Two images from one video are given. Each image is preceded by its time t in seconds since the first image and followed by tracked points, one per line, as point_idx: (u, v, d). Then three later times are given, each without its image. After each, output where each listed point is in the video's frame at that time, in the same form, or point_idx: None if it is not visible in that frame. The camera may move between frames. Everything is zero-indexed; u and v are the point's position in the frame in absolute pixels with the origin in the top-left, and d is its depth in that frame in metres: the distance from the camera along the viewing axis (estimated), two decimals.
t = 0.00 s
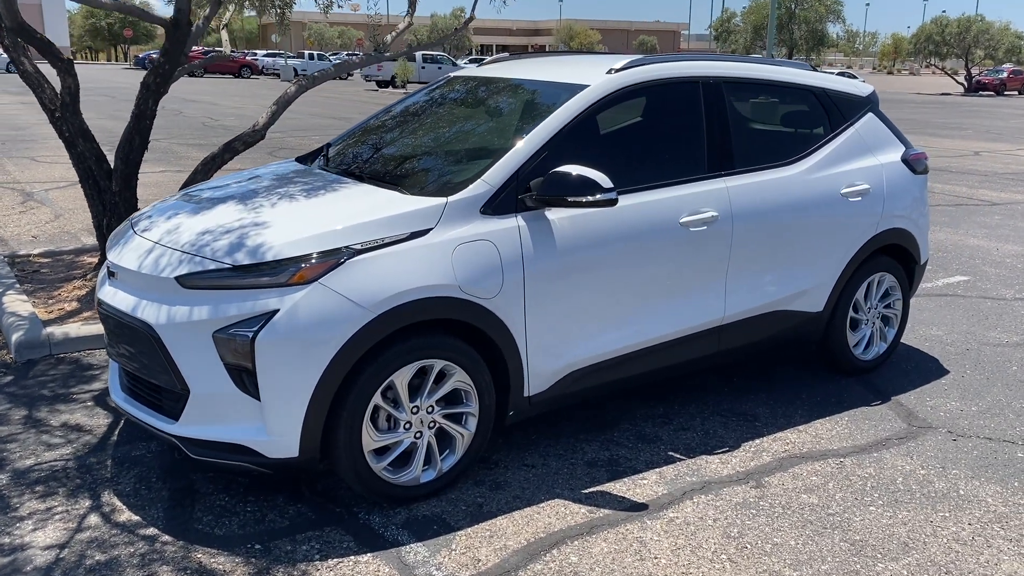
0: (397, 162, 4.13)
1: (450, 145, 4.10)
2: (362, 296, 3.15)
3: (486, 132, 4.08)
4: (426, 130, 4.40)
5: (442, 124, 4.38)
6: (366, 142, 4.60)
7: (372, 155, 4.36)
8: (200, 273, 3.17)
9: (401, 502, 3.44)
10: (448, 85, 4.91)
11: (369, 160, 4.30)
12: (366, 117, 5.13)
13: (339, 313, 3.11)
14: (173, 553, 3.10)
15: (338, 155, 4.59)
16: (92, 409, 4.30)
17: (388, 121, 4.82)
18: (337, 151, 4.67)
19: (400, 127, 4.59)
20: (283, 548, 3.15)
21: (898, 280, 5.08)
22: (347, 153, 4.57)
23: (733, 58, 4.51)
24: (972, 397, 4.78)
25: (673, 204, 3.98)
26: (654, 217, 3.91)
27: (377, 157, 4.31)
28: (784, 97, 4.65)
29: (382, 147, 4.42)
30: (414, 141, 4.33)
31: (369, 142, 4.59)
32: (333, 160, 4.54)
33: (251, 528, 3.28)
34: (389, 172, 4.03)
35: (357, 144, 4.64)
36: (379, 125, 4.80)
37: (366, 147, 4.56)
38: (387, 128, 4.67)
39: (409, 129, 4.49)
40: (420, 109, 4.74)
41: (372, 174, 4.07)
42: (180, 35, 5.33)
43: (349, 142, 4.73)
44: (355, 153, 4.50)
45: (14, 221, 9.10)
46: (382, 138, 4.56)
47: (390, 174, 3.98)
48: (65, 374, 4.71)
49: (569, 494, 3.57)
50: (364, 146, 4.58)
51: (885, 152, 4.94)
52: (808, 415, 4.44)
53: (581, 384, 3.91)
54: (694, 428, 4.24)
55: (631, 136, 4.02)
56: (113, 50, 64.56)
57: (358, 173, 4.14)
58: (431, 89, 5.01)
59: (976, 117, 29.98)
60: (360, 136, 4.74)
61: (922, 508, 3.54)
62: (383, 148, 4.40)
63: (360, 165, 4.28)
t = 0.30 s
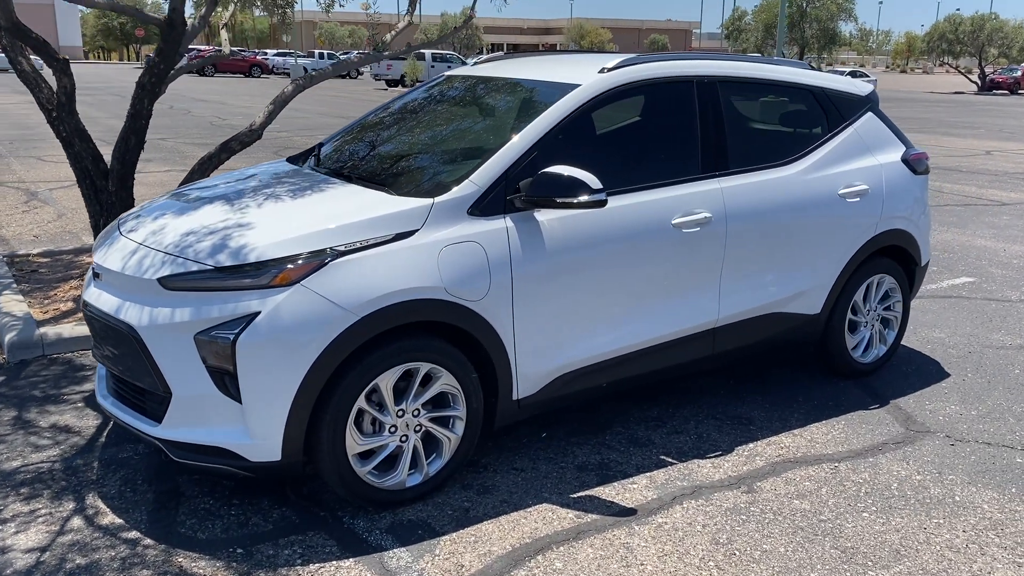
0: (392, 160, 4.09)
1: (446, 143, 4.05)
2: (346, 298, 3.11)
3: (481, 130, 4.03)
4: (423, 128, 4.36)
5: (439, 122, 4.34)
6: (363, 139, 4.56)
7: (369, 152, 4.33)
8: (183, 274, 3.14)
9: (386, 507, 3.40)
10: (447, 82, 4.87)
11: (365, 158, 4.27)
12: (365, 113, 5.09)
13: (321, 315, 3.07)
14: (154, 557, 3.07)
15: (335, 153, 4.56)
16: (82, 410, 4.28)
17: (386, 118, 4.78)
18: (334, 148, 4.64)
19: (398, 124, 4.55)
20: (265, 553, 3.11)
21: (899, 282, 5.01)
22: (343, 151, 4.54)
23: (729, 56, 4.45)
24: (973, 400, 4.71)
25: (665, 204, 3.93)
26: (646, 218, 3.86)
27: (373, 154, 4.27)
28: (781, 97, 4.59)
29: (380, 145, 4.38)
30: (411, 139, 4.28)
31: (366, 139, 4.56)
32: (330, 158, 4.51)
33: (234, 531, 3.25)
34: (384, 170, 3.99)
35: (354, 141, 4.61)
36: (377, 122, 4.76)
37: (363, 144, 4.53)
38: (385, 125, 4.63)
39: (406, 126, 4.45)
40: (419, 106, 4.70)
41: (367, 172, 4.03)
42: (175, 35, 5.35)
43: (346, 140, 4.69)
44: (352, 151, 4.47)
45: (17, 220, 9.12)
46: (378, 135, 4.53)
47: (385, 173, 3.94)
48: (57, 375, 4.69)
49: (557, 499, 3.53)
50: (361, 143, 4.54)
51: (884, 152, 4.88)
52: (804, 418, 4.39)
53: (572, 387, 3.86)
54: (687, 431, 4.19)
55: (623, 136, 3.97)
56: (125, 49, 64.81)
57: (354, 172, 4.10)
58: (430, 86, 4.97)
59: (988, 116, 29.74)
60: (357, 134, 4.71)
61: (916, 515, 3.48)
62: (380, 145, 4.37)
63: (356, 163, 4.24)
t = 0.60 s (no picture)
0: (387, 158, 4.04)
1: (441, 141, 3.97)
2: (324, 299, 3.09)
3: (477, 127, 3.94)
4: (420, 125, 4.28)
5: (437, 119, 4.25)
6: (360, 136, 4.52)
7: (365, 150, 4.29)
8: (161, 275, 3.13)
9: (367, 509, 3.38)
10: (446, 79, 4.82)
11: (361, 155, 4.23)
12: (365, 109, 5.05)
13: (298, 316, 3.05)
14: (131, 558, 3.07)
15: (332, 150, 4.53)
16: (71, 409, 4.28)
17: (385, 115, 4.75)
18: (331, 145, 4.61)
19: (396, 121, 4.50)
20: (242, 554, 3.10)
21: (896, 284, 4.94)
22: (340, 148, 4.51)
23: (721, 55, 4.40)
24: (970, 404, 4.64)
25: (653, 205, 3.89)
26: (633, 218, 3.83)
27: (369, 151, 4.23)
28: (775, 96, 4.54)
29: (378, 141, 4.34)
30: (408, 136, 4.22)
31: (363, 136, 4.52)
32: (327, 154, 4.48)
33: (213, 532, 3.24)
34: (377, 169, 3.95)
35: (352, 138, 4.58)
36: (375, 119, 4.72)
37: (360, 141, 4.49)
38: (383, 122, 4.59)
39: (404, 123, 4.40)
40: (417, 103, 4.64)
41: (361, 171, 3.99)
42: (169, 36, 5.30)
43: (345, 136, 4.66)
44: (349, 148, 4.44)
45: (23, 219, 9.17)
46: (375, 132, 4.48)
47: (378, 172, 3.89)
48: (49, 374, 4.70)
49: (540, 502, 3.50)
50: (359, 140, 4.50)
51: (882, 152, 4.81)
52: (796, 421, 4.34)
53: (559, 389, 3.82)
54: (677, 434, 4.15)
55: (611, 136, 3.93)
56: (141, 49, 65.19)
57: (348, 170, 4.06)
58: (431, 83, 4.91)
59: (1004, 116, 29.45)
60: (355, 130, 4.67)
61: (904, 521, 3.43)
62: (376, 143, 4.33)
63: (351, 161, 4.20)
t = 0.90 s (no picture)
0: (381, 158, 4.01)
1: (435, 141, 3.93)
2: (298, 301, 3.09)
3: (469, 128, 3.89)
4: (416, 124, 4.24)
5: (433, 118, 4.21)
6: (357, 134, 4.49)
7: (361, 148, 4.26)
8: (138, 277, 3.15)
9: (344, 511, 3.38)
10: (445, 77, 4.77)
11: (356, 155, 4.20)
12: (364, 105, 5.01)
13: (272, 319, 3.06)
14: (105, 558, 3.08)
15: (329, 147, 4.50)
16: (59, 409, 4.31)
17: (383, 112, 4.71)
18: (328, 143, 4.58)
19: (393, 119, 4.46)
20: (216, 556, 3.11)
21: (890, 287, 4.89)
22: (337, 145, 4.48)
23: (709, 57, 4.38)
24: (963, 410, 4.58)
25: (637, 207, 3.87)
26: (617, 221, 3.80)
27: (364, 150, 4.20)
28: (765, 98, 4.50)
29: (374, 140, 4.30)
30: (403, 135, 4.18)
31: (360, 133, 4.49)
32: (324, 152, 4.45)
33: (189, 534, 3.25)
34: (371, 170, 3.91)
35: (349, 135, 4.54)
36: (373, 116, 4.69)
37: (357, 139, 4.46)
38: (381, 119, 4.55)
39: (400, 122, 4.36)
40: (415, 101, 4.60)
41: (354, 172, 3.96)
42: (164, 36, 5.36)
43: (342, 133, 4.63)
44: (345, 146, 4.41)
45: (30, 219, 9.25)
46: (372, 130, 4.45)
47: (372, 173, 3.86)
48: (41, 374, 4.73)
49: (519, 506, 3.49)
50: (355, 138, 4.47)
51: (875, 155, 4.76)
52: (785, 426, 4.30)
53: (541, 392, 3.81)
54: (663, 438, 4.12)
55: (594, 139, 3.92)
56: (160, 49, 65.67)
57: (342, 171, 4.04)
58: (432, 79, 4.85)
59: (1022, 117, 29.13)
60: (350, 128, 4.65)
61: (886, 528, 3.39)
62: (372, 141, 4.29)
63: (345, 160, 4.17)
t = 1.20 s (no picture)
0: (376, 155, 3.98)
1: (430, 136, 3.88)
2: (274, 300, 3.10)
3: (465, 123, 3.83)
4: (414, 120, 4.20)
5: (431, 114, 4.16)
6: (356, 129, 4.46)
7: (358, 145, 4.23)
8: (117, 274, 3.17)
9: (323, 510, 3.39)
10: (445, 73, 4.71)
11: (353, 151, 4.17)
12: (366, 99, 4.97)
13: (248, 317, 3.06)
14: (83, 554, 3.10)
15: (327, 143, 4.49)
16: (51, 405, 4.34)
17: (383, 108, 4.68)
18: (327, 138, 4.56)
19: (391, 115, 4.42)
20: (192, 553, 3.12)
21: (885, 289, 4.84)
22: (335, 141, 4.46)
23: (699, 56, 4.35)
24: (957, 413, 4.53)
25: (622, 207, 3.85)
26: (601, 221, 3.79)
27: (360, 147, 4.18)
28: (756, 97, 4.46)
29: (372, 135, 4.27)
30: (400, 131, 4.14)
31: (358, 129, 4.46)
32: (323, 148, 4.43)
33: (168, 530, 3.27)
34: (365, 167, 3.89)
35: (348, 131, 4.52)
36: (373, 111, 4.66)
37: (356, 135, 4.43)
38: (380, 115, 4.52)
39: (398, 118, 4.32)
40: (414, 96, 4.55)
41: (349, 169, 3.94)
42: (161, 36, 5.38)
43: (342, 128, 4.61)
44: (343, 142, 4.38)
45: (39, 217, 9.34)
46: (369, 126, 4.42)
47: (366, 171, 3.83)
48: (35, 370, 4.78)
49: (498, 505, 3.48)
50: (353, 133, 4.45)
51: (869, 155, 4.71)
52: (773, 429, 4.27)
53: (524, 392, 3.80)
54: (649, 439, 4.10)
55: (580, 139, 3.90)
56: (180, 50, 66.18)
57: (337, 168, 4.01)
58: (432, 74, 4.80)
59: None
60: (349, 123, 4.63)
61: (868, 532, 3.36)
62: (369, 137, 4.26)
63: (339, 158, 4.15)
